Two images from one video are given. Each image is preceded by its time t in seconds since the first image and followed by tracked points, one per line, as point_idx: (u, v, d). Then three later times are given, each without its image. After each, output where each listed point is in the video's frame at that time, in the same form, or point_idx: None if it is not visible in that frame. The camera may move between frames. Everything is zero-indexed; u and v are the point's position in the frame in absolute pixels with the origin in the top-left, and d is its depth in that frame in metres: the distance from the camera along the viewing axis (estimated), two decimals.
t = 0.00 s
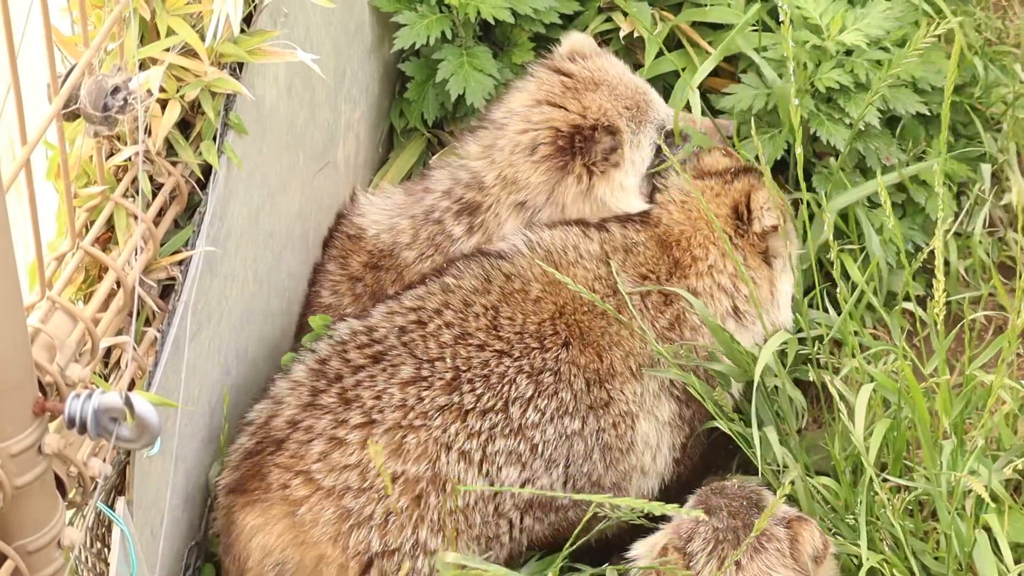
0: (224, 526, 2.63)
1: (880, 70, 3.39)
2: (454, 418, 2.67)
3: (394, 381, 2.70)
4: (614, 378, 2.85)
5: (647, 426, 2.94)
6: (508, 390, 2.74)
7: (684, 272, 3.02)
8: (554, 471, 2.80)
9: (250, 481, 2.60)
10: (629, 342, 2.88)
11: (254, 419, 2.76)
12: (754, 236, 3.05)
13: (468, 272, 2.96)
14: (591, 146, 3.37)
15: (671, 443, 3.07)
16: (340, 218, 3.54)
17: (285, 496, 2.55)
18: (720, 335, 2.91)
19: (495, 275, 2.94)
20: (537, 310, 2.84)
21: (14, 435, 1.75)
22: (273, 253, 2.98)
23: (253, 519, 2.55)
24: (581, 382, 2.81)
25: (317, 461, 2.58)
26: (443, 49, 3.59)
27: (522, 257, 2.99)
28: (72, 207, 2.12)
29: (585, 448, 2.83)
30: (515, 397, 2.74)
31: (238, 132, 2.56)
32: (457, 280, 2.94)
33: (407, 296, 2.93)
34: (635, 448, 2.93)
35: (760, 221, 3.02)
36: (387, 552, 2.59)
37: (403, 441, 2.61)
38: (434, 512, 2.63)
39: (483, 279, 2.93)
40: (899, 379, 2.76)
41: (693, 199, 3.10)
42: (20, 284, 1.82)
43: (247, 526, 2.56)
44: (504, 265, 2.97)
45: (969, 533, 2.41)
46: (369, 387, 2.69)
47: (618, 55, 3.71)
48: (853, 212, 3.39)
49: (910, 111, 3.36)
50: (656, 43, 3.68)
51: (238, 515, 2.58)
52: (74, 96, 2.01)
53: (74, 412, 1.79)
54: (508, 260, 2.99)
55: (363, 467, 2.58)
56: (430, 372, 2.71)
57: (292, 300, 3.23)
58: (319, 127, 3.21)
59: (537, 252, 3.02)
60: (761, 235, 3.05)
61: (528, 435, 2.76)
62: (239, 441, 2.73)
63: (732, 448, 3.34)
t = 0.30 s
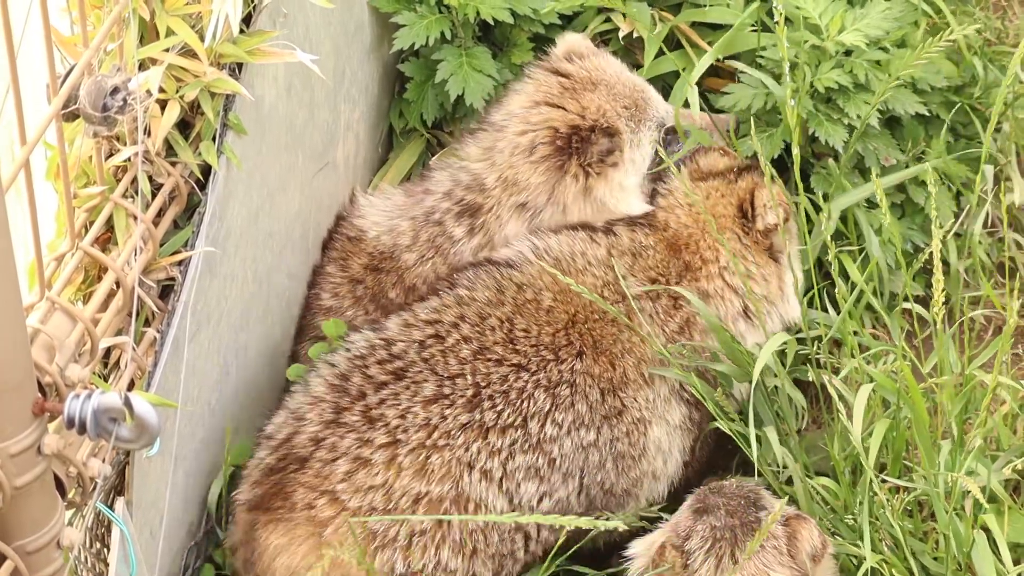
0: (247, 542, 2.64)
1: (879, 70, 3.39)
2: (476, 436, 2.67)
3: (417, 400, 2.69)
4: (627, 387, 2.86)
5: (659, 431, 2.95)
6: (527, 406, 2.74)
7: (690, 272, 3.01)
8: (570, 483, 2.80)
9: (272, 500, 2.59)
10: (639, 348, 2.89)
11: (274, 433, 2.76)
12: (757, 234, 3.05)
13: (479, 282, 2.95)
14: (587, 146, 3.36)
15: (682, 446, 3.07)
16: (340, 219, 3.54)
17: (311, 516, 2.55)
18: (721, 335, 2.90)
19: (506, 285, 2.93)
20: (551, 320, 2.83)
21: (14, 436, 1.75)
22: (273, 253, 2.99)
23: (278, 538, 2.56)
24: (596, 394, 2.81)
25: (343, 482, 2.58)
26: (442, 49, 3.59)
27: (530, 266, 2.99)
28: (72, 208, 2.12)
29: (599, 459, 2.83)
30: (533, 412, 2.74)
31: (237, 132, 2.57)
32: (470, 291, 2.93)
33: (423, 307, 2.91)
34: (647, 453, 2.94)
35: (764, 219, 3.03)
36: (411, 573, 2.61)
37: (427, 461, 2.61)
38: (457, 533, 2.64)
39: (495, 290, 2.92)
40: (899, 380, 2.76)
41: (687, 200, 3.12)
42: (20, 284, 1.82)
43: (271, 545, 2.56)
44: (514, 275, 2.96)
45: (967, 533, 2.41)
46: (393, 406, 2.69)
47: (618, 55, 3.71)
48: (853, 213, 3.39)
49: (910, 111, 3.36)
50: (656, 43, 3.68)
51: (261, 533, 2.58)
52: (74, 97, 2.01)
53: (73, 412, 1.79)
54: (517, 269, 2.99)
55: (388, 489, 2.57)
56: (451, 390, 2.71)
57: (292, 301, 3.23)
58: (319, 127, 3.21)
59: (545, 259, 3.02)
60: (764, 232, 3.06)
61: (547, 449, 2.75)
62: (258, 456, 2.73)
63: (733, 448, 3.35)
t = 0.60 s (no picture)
0: (267, 565, 2.67)
1: (878, 70, 3.39)
2: (493, 460, 2.68)
3: (435, 425, 2.68)
4: (636, 400, 2.86)
5: (667, 441, 2.95)
6: (541, 426, 2.74)
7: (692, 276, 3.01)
8: (582, 499, 2.80)
9: (294, 527, 2.61)
10: (646, 358, 2.88)
11: (291, 455, 2.75)
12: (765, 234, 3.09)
13: (489, 297, 2.95)
14: (588, 146, 3.37)
15: (690, 455, 3.08)
16: (339, 220, 3.53)
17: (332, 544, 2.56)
18: (724, 340, 2.87)
19: (517, 300, 2.93)
20: (563, 337, 2.82)
21: (14, 436, 1.75)
22: (273, 253, 2.99)
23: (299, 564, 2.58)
24: (607, 410, 2.81)
25: (363, 510, 2.58)
26: (442, 49, 3.59)
27: (538, 278, 2.98)
28: (72, 209, 2.12)
29: (610, 474, 2.83)
30: (547, 433, 2.74)
31: (237, 132, 2.57)
32: (481, 307, 2.92)
33: (436, 324, 2.90)
34: (654, 464, 2.94)
35: (774, 219, 3.07)
36: None
37: (446, 488, 2.62)
38: (475, 558, 2.65)
39: (506, 305, 2.92)
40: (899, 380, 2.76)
41: (688, 204, 3.16)
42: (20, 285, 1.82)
43: (292, 571, 2.59)
44: (524, 288, 2.96)
45: (967, 533, 2.41)
46: (412, 432, 2.67)
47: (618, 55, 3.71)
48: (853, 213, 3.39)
49: (909, 112, 3.37)
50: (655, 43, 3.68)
51: (282, 558, 2.62)
52: (74, 97, 2.01)
53: (73, 412, 1.79)
54: (525, 282, 2.98)
55: (408, 516, 2.59)
56: (469, 413, 2.70)
57: (292, 302, 3.23)
58: (319, 127, 3.22)
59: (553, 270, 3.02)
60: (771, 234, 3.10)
61: (560, 468, 2.75)
62: (274, 478, 2.72)
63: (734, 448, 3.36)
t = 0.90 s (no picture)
0: None
1: (878, 70, 3.39)
2: (491, 474, 2.68)
3: (433, 439, 2.68)
4: (636, 414, 2.85)
5: (669, 456, 2.95)
6: (539, 442, 2.74)
7: (693, 276, 3.03)
8: (579, 513, 2.80)
9: (292, 543, 2.61)
10: (648, 370, 2.89)
11: (289, 470, 2.75)
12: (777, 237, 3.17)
13: (491, 309, 2.97)
14: (587, 145, 3.38)
15: (691, 470, 3.07)
16: (340, 220, 3.54)
17: (329, 560, 2.56)
18: (725, 344, 2.89)
19: (519, 313, 2.94)
20: (564, 350, 2.82)
21: (14, 436, 1.75)
22: (273, 254, 2.99)
23: None
24: (607, 425, 2.80)
25: (361, 526, 2.58)
26: (442, 49, 3.59)
27: (540, 290, 2.99)
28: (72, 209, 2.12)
29: (608, 488, 2.83)
30: (545, 448, 2.74)
31: (237, 132, 2.57)
32: (483, 318, 2.94)
33: (438, 335, 2.91)
34: (656, 477, 2.93)
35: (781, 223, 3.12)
36: None
37: (443, 504, 2.62)
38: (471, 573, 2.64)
39: (507, 317, 2.93)
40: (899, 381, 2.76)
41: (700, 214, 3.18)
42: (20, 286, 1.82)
43: None
44: (527, 300, 2.97)
45: (966, 533, 2.41)
46: (411, 446, 2.67)
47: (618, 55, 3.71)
48: (853, 214, 3.39)
49: (909, 112, 3.36)
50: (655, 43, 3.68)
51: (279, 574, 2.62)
52: (74, 97, 2.01)
53: (73, 412, 1.79)
54: (530, 294, 2.99)
55: (405, 532, 2.59)
56: (468, 428, 2.70)
57: (292, 303, 3.23)
58: (319, 128, 3.22)
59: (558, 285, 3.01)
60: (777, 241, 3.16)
61: (557, 483, 2.74)
62: (273, 493, 2.74)
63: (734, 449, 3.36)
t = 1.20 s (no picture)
0: None
1: (878, 71, 3.39)
2: (479, 474, 2.68)
3: (421, 438, 2.68)
4: (631, 418, 2.85)
5: (668, 462, 2.95)
6: (529, 444, 2.74)
7: (694, 276, 3.04)
8: (571, 516, 2.80)
9: (278, 540, 2.61)
10: (647, 374, 2.88)
11: (278, 467, 2.75)
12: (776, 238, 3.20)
13: (488, 311, 2.96)
14: (587, 143, 3.39)
15: (691, 474, 3.06)
16: (340, 221, 3.54)
17: (315, 558, 2.57)
18: (726, 348, 2.86)
19: (515, 315, 2.93)
20: (559, 353, 2.82)
21: (14, 437, 1.75)
22: (273, 254, 2.98)
23: None
24: (600, 429, 2.80)
25: (346, 524, 2.59)
26: (442, 50, 3.59)
27: (537, 293, 2.99)
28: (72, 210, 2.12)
29: (602, 492, 2.83)
30: (535, 450, 2.74)
31: (238, 133, 2.57)
32: (477, 319, 2.94)
33: (431, 336, 2.92)
34: (654, 482, 2.94)
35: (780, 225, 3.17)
36: None
37: (430, 503, 2.62)
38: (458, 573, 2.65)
39: (503, 319, 2.93)
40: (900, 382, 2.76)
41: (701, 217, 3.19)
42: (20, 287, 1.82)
43: None
44: (523, 302, 2.97)
45: (966, 534, 2.41)
46: (398, 445, 2.67)
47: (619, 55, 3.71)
48: (854, 215, 3.39)
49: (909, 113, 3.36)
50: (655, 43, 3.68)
51: (265, 571, 2.62)
52: (74, 98, 2.00)
53: (74, 413, 1.79)
54: (528, 296, 2.99)
55: (391, 530, 2.60)
56: (457, 428, 2.70)
57: (292, 304, 3.23)
58: (319, 128, 3.22)
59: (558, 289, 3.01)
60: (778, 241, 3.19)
61: (548, 485, 2.75)
62: (261, 490, 2.74)
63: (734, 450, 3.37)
